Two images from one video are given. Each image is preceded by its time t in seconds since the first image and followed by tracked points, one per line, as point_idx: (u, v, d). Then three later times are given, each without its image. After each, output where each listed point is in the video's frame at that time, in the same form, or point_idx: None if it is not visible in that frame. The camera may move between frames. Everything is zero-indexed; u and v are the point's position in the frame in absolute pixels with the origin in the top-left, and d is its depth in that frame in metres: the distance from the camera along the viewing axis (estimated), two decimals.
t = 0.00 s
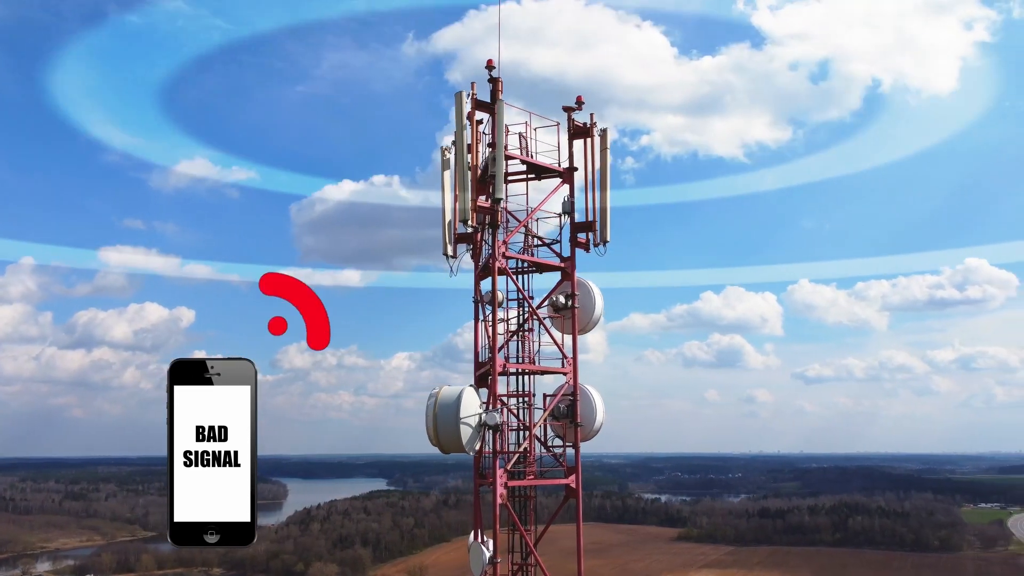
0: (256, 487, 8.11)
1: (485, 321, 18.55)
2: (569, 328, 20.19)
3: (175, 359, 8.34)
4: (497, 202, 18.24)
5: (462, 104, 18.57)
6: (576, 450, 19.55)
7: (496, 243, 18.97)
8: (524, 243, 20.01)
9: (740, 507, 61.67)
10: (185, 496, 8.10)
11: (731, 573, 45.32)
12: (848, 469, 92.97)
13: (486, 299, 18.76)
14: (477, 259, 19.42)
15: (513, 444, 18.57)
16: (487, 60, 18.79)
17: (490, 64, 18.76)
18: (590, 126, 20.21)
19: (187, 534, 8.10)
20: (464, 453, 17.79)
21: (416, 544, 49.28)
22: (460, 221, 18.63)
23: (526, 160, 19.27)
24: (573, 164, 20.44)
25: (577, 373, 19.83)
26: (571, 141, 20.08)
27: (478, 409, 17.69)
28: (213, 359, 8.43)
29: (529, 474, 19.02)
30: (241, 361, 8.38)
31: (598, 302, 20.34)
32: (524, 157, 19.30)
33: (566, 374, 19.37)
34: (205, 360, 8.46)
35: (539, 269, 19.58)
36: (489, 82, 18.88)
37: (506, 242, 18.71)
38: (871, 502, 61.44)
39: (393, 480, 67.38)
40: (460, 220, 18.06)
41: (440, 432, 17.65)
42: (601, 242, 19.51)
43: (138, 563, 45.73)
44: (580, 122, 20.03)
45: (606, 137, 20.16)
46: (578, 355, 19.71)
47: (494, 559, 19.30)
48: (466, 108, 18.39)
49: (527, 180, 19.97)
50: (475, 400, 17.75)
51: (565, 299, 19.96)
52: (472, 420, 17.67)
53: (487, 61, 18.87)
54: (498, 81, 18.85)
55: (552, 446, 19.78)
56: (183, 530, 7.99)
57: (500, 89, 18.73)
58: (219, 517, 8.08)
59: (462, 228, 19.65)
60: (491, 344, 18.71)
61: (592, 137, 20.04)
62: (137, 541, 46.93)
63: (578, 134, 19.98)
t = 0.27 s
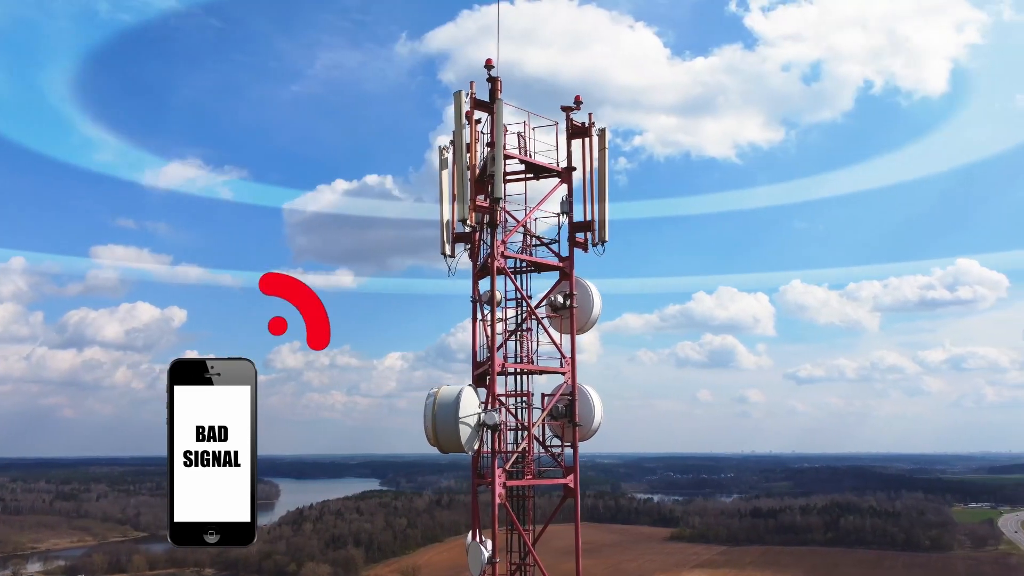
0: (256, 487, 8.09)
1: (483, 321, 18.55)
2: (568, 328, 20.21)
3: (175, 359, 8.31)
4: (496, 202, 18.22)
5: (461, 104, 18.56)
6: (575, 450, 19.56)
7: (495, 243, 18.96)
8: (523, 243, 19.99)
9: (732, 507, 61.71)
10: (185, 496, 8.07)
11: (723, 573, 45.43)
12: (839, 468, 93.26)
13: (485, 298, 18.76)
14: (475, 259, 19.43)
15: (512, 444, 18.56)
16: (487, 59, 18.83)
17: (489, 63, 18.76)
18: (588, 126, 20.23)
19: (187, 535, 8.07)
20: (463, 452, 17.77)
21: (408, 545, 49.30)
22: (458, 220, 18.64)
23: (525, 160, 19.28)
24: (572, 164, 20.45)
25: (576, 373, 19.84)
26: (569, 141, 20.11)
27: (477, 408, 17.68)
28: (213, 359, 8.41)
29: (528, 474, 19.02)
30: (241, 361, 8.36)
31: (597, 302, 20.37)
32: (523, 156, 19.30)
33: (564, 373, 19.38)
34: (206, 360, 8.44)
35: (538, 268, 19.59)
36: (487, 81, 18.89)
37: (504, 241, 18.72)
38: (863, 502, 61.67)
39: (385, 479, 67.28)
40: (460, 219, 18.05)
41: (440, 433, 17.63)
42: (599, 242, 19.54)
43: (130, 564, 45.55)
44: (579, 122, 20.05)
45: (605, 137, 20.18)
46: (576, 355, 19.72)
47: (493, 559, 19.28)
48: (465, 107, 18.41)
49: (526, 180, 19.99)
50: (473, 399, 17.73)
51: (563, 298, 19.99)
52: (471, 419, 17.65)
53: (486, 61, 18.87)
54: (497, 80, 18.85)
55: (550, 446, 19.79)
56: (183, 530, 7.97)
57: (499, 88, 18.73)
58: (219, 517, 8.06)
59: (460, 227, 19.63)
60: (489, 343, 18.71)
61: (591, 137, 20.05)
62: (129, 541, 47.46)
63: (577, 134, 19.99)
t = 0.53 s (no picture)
0: (256, 487, 8.05)
1: (480, 320, 18.52)
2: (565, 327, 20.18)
3: (175, 359, 8.27)
4: (495, 201, 18.20)
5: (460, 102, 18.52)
6: (573, 449, 19.54)
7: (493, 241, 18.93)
8: (521, 243, 19.98)
9: (721, 507, 61.82)
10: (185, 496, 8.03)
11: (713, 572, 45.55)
12: (829, 468, 93.66)
13: (482, 297, 18.75)
14: (473, 258, 19.41)
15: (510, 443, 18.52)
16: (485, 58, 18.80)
17: (488, 62, 18.74)
18: (586, 125, 20.23)
19: (187, 535, 8.02)
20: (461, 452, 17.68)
21: (399, 545, 49.28)
22: (456, 219, 18.62)
23: (522, 159, 19.26)
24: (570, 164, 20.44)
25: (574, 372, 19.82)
26: (567, 140, 20.11)
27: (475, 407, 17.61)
28: (213, 359, 8.36)
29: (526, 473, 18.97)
30: (241, 361, 8.32)
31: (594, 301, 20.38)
32: (521, 155, 19.28)
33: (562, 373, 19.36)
34: (206, 360, 8.39)
35: (536, 267, 19.58)
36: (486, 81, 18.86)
37: (502, 241, 18.71)
38: (851, 501, 61.98)
39: (376, 480, 67.18)
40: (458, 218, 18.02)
41: (438, 432, 17.56)
42: (597, 241, 19.54)
43: (118, 565, 45.37)
44: (577, 121, 20.04)
45: (602, 136, 20.19)
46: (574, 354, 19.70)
47: (491, 559, 19.21)
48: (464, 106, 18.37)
49: (524, 179, 19.98)
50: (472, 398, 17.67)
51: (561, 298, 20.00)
52: (470, 419, 17.58)
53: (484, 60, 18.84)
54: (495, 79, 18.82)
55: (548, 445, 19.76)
56: (183, 530, 7.92)
57: (497, 87, 18.71)
58: (220, 517, 8.02)
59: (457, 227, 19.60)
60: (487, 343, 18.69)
61: (589, 136, 20.04)
62: (117, 542, 47.48)
63: (575, 133, 19.99)
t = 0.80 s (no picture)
0: (257, 486, 8.03)
1: (478, 319, 18.53)
2: (563, 326, 20.19)
3: (175, 359, 8.22)
4: (494, 200, 18.15)
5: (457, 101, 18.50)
6: (571, 448, 19.55)
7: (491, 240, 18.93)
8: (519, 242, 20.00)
9: (712, 506, 61.91)
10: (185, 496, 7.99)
11: (703, 572, 45.69)
12: (818, 468, 94.06)
13: (480, 296, 18.75)
14: (470, 257, 19.40)
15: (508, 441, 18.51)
16: (484, 56, 18.81)
17: (486, 61, 18.72)
18: (584, 125, 20.25)
19: (188, 534, 7.97)
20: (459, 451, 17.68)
21: (390, 544, 49.24)
22: (455, 218, 18.62)
23: (520, 158, 19.27)
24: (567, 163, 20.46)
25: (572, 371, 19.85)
26: (565, 139, 20.13)
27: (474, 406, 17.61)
28: (213, 359, 8.31)
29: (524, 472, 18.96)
30: (241, 361, 8.28)
31: (592, 299, 20.40)
32: (519, 154, 19.28)
33: (561, 372, 19.36)
34: (205, 360, 8.35)
35: (534, 266, 19.59)
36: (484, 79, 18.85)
37: (501, 239, 18.71)
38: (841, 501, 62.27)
39: (366, 479, 67.08)
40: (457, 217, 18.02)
41: (437, 432, 17.54)
42: (595, 239, 19.56)
43: (107, 565, 45.17)
44: (575, 121, 20.06)
45: (600, 135, 20.20)
46: (572, 353, 19.72)
47: (490, 557, 19.18)
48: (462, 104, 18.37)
49: (522, 178, 19.98)
50: (471, 397, 17.65)
51: (559, 297, 20.04)
52: (468, 418, 17.59)
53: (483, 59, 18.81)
54: (494, 78, 18.80)
55: (546, 445, 19.76)
56: (184, 530, 7.87)
57: (495, 86, 18.72)
58: (220, 517, 7.97)
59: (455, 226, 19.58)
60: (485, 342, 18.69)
61: (586, 136, 20.07)
62: (106, 543, 47.34)
63: (572, 132, 20.01)
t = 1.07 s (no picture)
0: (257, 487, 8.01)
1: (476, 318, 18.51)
2: (561, 325, 20.19)
3: (175, 359, 8.19)
4: (493, 199, 18.12)
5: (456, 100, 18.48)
6: (569, 448, 19.56)
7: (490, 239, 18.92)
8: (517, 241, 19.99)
9: (704, 506, 62.01)
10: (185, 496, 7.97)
11: (696, 571, 45.83)
12: (809, 468, 94.36)
13: (478, 296, 18.74)
14: (468, 256, 19.38)
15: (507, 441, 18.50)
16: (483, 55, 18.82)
17: (485, 60, 18.69)
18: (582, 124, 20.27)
19: (187, 534, 7.95)
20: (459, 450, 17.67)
21: (382, 545, 49.26)
22: (453, 216, 18.59)
23: (519, 157, 19.27)
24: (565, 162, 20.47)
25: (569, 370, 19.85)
26: (563, 139, 20.13)
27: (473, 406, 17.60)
28: (213, 358, 8.28)
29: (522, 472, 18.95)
30: (241, 361, 8.25)
31: (590, 299, 20.42)
32: (517, 153, 19.28)
33: (558, 372, 19.35)
34: (205, 360, 8.32)
35: (532, 266, 19.58)
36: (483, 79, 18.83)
37: (499, 238, 18.71)
38: (832, 500, 62.52)
39: (359, 480, 66.98)
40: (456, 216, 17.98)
41: (437, 431, 17.52)
42: (593, 239, 19.57)
43: (97, 566, 45.00)
44: (573, 120, 20.07)
45: (598, 135, 20.22)
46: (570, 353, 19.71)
47: (488, 557, 19.16)
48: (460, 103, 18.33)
49: (520, 177, 19.99)
50: (469, 397, 17.66)
51: (557, 296, 20.05)
52: (467, 417, 17.59)
53: (482, 58, 18.78)
54: (492, 78, 18.79)
55: (544, 444, 19.75)
56: (183, 530, 7.85)
57: (494, 86, 18.71)
58: (220, 518, 7.95)
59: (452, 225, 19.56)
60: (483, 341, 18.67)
61: (584, 135, 20.08)
62: (97, 543, 47.18)
63: (570, 131, 20.01)
